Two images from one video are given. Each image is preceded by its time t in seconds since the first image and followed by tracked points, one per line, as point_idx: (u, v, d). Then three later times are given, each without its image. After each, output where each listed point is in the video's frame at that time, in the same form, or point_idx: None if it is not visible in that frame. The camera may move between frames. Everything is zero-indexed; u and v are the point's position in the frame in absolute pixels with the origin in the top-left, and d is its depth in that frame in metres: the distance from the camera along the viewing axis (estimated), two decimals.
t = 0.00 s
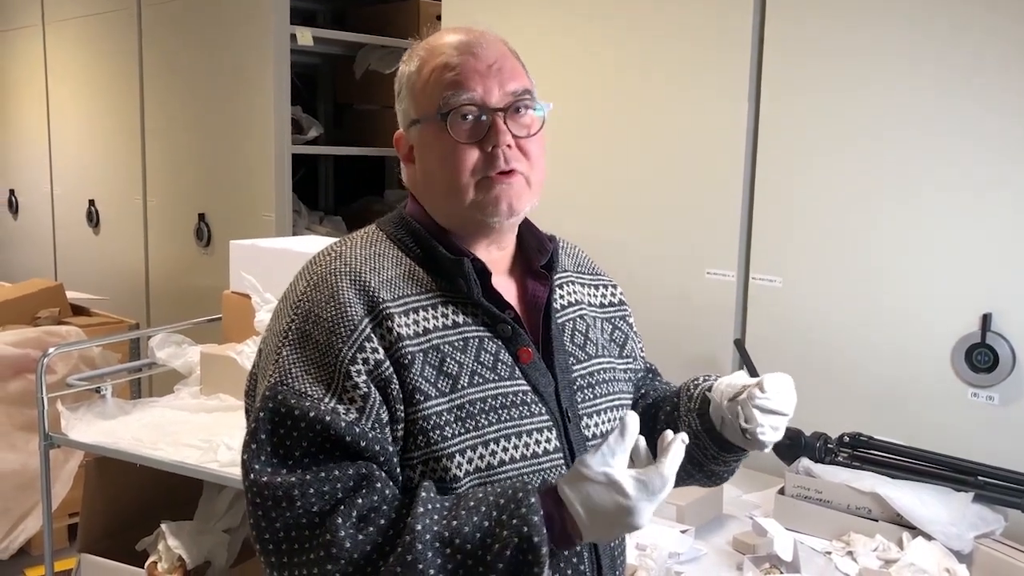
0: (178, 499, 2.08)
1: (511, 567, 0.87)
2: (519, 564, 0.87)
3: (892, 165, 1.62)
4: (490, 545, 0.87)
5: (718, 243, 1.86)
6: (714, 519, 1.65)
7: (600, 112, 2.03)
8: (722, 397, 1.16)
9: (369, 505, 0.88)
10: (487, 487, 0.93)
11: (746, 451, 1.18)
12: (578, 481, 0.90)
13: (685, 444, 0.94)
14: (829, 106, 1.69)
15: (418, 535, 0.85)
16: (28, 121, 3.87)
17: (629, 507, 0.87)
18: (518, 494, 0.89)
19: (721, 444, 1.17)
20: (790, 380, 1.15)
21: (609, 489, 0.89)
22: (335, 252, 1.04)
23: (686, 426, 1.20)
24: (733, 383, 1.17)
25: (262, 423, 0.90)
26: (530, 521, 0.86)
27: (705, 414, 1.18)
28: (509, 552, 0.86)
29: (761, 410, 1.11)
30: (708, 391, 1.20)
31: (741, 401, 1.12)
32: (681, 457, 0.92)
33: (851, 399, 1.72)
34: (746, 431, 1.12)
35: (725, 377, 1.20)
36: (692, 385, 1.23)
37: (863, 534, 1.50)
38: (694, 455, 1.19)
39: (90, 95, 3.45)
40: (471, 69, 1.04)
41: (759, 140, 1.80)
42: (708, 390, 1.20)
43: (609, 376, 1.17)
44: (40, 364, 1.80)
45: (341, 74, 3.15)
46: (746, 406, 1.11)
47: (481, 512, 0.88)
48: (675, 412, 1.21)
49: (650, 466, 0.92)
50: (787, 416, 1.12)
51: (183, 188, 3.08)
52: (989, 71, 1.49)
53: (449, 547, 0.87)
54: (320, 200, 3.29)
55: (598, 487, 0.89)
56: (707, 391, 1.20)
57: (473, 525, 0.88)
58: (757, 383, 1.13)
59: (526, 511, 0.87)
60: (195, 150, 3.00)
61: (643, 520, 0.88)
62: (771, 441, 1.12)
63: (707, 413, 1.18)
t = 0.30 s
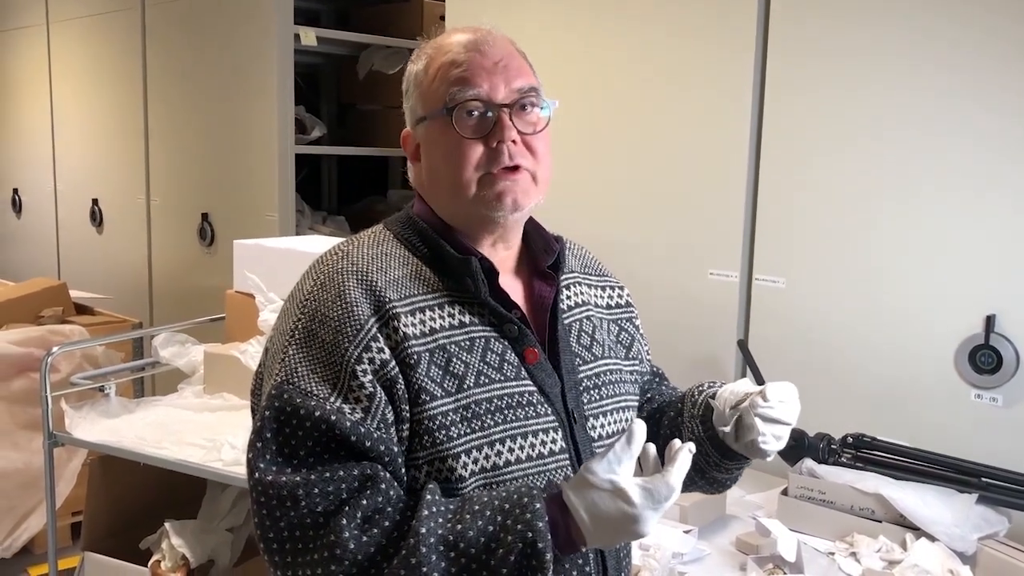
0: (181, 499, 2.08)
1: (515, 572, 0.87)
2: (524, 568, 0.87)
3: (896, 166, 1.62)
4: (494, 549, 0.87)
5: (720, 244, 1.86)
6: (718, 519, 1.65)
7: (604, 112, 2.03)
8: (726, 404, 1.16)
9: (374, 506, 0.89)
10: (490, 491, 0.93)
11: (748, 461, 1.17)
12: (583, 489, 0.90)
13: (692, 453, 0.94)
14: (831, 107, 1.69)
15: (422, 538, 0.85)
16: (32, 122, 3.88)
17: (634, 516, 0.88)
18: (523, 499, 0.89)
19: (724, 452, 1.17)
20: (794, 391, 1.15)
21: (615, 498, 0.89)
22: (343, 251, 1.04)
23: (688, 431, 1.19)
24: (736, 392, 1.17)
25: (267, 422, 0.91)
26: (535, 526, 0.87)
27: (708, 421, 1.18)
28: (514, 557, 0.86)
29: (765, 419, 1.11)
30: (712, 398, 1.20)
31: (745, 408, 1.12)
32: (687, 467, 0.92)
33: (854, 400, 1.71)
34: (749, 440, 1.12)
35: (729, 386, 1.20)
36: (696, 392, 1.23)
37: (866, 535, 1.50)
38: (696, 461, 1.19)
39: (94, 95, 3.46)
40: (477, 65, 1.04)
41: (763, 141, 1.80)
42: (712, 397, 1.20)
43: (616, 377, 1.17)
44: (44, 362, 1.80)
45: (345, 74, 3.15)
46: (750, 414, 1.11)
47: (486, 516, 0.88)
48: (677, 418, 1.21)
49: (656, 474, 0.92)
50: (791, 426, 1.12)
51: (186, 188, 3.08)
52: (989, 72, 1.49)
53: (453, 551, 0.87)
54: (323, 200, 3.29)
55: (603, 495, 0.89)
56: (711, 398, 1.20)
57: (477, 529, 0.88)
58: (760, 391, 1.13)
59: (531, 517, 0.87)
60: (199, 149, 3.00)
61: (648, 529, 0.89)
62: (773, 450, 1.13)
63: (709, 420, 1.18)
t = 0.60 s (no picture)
0: (182, 499, 2.08)
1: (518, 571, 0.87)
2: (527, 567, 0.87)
3: (898, 168, 1.62)
4: (497, 549, 0.87)
5: (721, 245, 1.86)
6: (719, 522, 1.65)
7: (605, 114, 2.03)
8: (727, 408, 1.15)
9: (377, 504, 0.89)
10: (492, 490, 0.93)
11: (748, 463, 1.17)
12: (587, 489, 0.90)
13: (694, 454, 0.94)
14: (832, 108, 1.69)
15: (424, 537, 0.85)
16: (34, 122, 3.89)
17: (637, 517, 0.88)
18: (526, 499, 0.89)
19: (724, 455, 1.17)
20: (795, 393, 1.13)
21: (618, 499, 0.89)
22: (346, 249, 1.04)
23: (689, 433, 1.19)
24: (737, 395, 1.17)
25: (270, 419, 0.91)
26: (538, 526, 0.87)
27: (709, 423, 1.18)
28: (517, 556, 0.86)
29: (766, 423, 1.10)
30: (713, 401, 1.20)
31: (744, 412, 1.11)
32: (690, 468, 0.92)
33: (855, 402, 1.71)
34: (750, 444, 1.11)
35: (730, 389, 1.19)
36: (698, 394, 1.22)
37: (867, 538, 1.50)
38: (697, 463, 1.19)
39: (96, 95, 3.46)
40: (484, 67, 1.04)
41: (764, 143, 1.80)
42: (713, 399, 1.20)
43: (618, 377, 1.17)
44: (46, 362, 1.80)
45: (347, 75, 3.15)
46: (750, 418, 1.10)
47: (488, 515, 0.89)
48: (678, 420, 1.21)
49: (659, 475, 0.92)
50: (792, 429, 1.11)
51: (188, 188, 3.08)
52: (989, 73, 1.49)
53: (456, 550, 0.87)
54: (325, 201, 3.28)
55: (607, 496, 0.89)
56: (712, 400, 1.19)
57: (480, 528, 0.88)
58: (760, 395, 1.12)
59: (535, 517, 0.87)
60: (201, 150, 3.01)
61: (650, 530, 0.89)
62: (774, 453, 1.12)
63: (710, 422, 1.18)
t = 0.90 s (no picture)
0: (184, 501, 2.08)
1: (520, 564, 0.87)
2: (529, 561, 0.87)
3: (899, 170, 1.62)
4: (499, 542, 0.87)
5: (724, 248, 1.86)
6: (721, 524, 1.65)
7: (608, 116, 2.04)
8: (711, 406, 1.16)
9: (379, 500, 0.89)
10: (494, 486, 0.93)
11: (739, 463, 1.16)
12: (588, 480, 0.90)
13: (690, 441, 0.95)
14: (834, 108, 1.69)
15: (427, 531, 0.85)
16: (37, 124, 3.89)
17: (637, 506, 0.87)
18: (527, 493, 0.89)
19: (715, 455, 1.15)
20: (783, 394, 1.13)
21: (619, 489, 0.89)
22: (349, 249, 1.04)
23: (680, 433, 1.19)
24: (724, 394, 1.17)
25: (272, 416, 0.90)
26: (540, 518, 0.87)
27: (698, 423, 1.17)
28: (519, 549, 0.86)
29: (748, 421, 1.10)
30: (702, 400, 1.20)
31: (727, 409, 1.11)
32: (686, 455, 0.93)
33: (857, 404, 1.71)
34: (731, 442, 1.11)
35: (719, 388, 1.19)
36: (690, 394, 1.22)
37: (870, 540, 1.50)
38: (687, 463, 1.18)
39: (99, 97, 3.47)
40: (513, 68, 1.05)
41: (766, 145, 1.80)
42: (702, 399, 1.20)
43: (619, 376, 1.17)
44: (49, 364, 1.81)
45: (349, 77, 3.16)
46: (733, 415, 1.10)
47: (490, 509, 0.89)
48: (671, 419, 1.22)
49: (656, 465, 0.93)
50: (777, 429, 1.10)
51: (190, 190, 3.09)
52: (988, 73, 1.50)
53: (459, 544, 0.87)
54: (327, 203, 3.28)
55: (608, 486, 0.89)
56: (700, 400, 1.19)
57: (483, 522, 0.88)
58: (744, 393, 1.12)
59: (536, 509, 0.87)
60: (203, 152, 3.01)
61: (651, 520, 0.88)
62: (759, 453, 1.11)
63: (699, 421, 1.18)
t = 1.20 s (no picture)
0: (184, 502, 2.08)
1: (520, 558, 0.87)
2: (528, 555, 0.87)
3: (899, 172, 1.62)
4: (499, 536, 0.87)
5: (724, 249, 1.86)
6: (721, 526, 1.65)
7: (608, 117, 2.04)
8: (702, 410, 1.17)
9: (379, 494, 0.89)
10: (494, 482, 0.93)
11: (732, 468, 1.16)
12: (588, 474, 0.91)
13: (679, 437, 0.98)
14: (834, 109, 1.70)
15: (427, 524, 0.85)
16: (37, 124, 3.89)
17: (636, 503, 0.88)
18: (527, 487, 0.89)
19: (706, 459, 1.15)
20: (772, 401, 1.14)
21: (618, 485, 0.89)
22: (352, 248, 1.04)
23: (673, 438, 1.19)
24: (715, 397, 1.18)
25: (275, 411, 0.90)
26: (540, 512, 0.87)
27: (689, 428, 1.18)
28: (519, 542, 0.86)
29: (736, 427, 1.11)
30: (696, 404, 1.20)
31: (714, 416, 1.13)
32: (676, 452, 0.94)
33: (857, 406, 1.71)
34: (718, 447, 1.12)
35: (712, 392, 1.21)
36: (684, 398, 1.23)
37: (869, 542, 1.50)
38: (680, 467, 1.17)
39: (100, 98, 3.47)
40: (528, 74, 1.06)
41: (766, 146, 1.80)
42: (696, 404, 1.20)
43: (619, 378, 1.17)
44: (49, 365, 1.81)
45: (350, 78, 3.16)
46: (719, 421, 1.12)
47: (490, 503, 0.89)
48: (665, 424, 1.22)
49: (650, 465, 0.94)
50: (767, 436, 1.11)
51: (191, 191, 3.09)
52: (988, 74, 1.50)
53: (458, 536, 0.87)
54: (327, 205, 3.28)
55: (607, 481, 0.90)
56: (693, 407, 1.20)
57: (482, 516, 0.88)
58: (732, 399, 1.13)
59: (536, 503, 0.87)
60: (204, 153, 3.01)
61: (648, 518, 0.88)
62: (749, 458, 1.11)
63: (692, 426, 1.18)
